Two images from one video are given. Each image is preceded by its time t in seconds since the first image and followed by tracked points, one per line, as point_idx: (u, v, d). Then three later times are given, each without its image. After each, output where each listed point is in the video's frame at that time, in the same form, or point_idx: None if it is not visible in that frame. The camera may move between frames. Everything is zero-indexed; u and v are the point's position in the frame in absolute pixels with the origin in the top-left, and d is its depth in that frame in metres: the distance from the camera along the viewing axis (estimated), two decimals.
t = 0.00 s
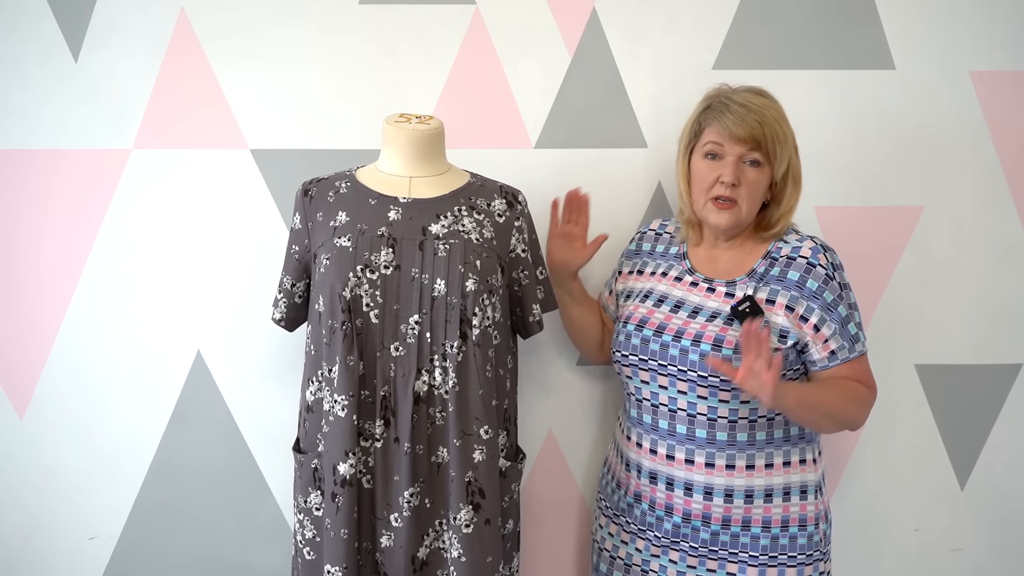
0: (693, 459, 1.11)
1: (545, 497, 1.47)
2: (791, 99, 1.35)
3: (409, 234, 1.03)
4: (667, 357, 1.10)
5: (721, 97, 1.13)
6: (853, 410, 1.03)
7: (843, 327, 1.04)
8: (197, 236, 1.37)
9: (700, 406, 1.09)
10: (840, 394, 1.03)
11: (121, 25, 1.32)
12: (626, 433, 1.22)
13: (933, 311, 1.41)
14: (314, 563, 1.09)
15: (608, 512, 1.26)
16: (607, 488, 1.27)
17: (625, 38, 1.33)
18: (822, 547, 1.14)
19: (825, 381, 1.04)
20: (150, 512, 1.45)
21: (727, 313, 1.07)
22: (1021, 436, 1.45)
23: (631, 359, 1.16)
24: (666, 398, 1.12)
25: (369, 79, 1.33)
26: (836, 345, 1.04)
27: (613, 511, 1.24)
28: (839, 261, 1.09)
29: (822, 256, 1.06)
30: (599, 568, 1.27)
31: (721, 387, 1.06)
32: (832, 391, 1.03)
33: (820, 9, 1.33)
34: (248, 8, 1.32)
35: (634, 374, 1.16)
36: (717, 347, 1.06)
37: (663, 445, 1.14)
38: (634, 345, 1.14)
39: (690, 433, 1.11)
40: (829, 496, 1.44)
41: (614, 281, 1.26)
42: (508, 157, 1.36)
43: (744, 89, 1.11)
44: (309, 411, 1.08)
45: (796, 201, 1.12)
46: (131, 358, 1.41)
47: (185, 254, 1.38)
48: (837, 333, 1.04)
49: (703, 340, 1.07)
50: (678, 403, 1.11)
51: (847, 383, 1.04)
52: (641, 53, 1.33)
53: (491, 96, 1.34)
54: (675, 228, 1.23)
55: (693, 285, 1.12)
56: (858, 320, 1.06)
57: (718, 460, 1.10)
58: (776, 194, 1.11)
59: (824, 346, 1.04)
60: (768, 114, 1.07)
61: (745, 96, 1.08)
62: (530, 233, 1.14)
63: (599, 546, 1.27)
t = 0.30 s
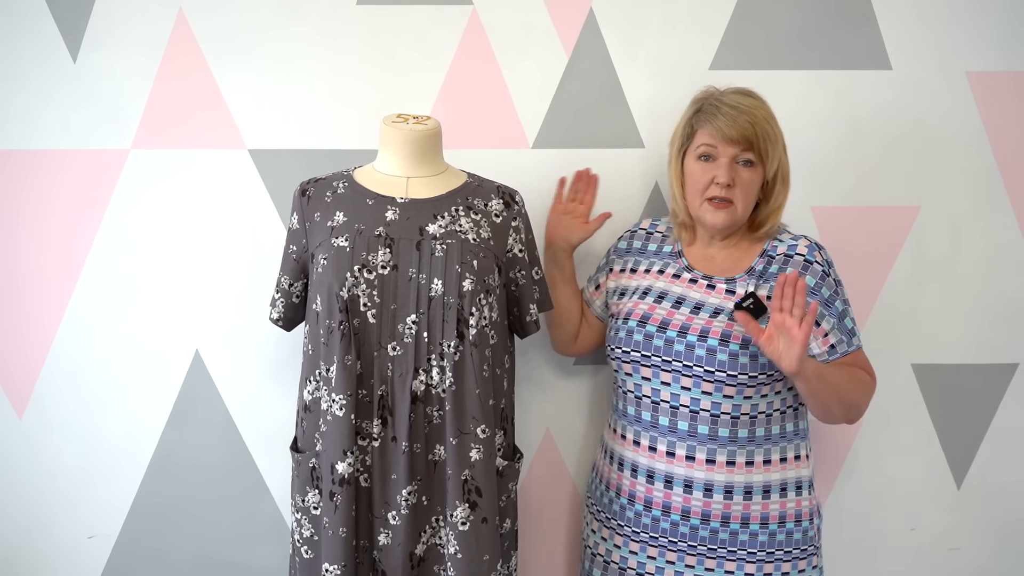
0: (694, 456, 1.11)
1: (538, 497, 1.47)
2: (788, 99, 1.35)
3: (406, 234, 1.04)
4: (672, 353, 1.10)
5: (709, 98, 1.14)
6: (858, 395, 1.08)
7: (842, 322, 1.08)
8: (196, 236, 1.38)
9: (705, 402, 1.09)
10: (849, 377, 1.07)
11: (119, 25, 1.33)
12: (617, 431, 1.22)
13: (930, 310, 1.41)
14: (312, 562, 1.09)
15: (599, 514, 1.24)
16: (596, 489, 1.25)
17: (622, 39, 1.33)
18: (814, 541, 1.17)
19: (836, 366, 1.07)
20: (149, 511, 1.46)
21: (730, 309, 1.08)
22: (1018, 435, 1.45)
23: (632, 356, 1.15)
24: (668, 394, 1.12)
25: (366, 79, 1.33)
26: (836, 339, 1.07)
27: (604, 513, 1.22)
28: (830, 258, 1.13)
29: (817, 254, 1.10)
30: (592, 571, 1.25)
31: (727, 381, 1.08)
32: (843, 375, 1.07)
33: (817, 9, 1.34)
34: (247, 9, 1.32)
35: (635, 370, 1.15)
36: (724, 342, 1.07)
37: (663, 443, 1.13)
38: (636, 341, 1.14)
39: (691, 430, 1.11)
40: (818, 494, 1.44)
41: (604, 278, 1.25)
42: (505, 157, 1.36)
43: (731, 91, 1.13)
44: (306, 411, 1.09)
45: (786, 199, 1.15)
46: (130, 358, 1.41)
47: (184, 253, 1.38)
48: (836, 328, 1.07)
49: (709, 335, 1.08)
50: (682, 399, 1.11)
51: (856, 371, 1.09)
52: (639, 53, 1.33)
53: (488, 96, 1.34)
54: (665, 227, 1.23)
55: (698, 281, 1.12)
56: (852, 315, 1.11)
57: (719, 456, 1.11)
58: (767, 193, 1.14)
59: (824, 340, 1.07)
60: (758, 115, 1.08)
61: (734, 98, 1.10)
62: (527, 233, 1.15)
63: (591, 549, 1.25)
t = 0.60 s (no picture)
0: (679, 449, 1.12)
1: (530, 501, 1.48)
2: (786, 99, 1.36)
3: (404, 233, 1.04)
4: (653, 347, 1.11)
5: (678, 99, 1.15)
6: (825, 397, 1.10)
7: (816, 315, 1.10)
8: (195, 235, 1.38)
9: (688, 394, 1.10)
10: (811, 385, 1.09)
11: (119, 25, 1.33)
12: (604, 430, 1.21)
13: (926, 308, 1.41)
14: (311, 559, 1.10)
15: (589, 513, 1.24)
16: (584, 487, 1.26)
17: (620, 38, 1.34)
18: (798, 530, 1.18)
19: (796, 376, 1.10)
20: (149, 510, 1.46)
21: (710, 302, 1.09)
22: (1016, 434, 1.46)
23: (614, 352, 1.15)
24: (651, 389, 1.12)
25: (365, 79, 1.34)
26: (813, 333, 1.09)
27: (596, 512, 1.22)
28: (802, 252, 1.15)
29: (792, 248, 1.12)
30: (588, 571, 1.24)
31: (709, 373, 1.09)
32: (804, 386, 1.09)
33: (814, 9, 1.34)
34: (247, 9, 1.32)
35: (617, 367, 1.15)
36: (705, 335, 1.08)
37: (647, 438, 1.13)
38: (618, 338, 1.14)
39: (675, 423, 1.11)
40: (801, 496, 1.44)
41: (578, 279, 1.25)
42: (503, 157, 1.37)
43: (700, 90, 1.14)
44: (305, 408, 1.09)
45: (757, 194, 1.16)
46: (130, 356, 1.42)
47: (183, 252, 1.39)
48: (813, 322, 1.09)
49: (691, 328, 1.09)
50: (665, 394, 1.11)
51: (817, 373, 1.11)
52: (637, 52, 1.34)
53: (486, 95, 1.35)
54: (637, 224, 1.24)
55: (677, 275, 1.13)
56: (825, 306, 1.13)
57: (703, 448, 1.11)
58: (737, 189, 1.15)
59: (804, 334, 1.09)
60: (727, 113, 1.09)
61: (702, 97, 1.11)
62: (525, 232, 1.15)
63: (586, 549, 1.24)
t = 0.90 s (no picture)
0: (661, 443, 1.12)
1: (528, 500, 1.47)
2: (786, 97, 1.36)
3: (406, 231, 1.05)
4: (628, 344, 1.12)
5: (645, 99, 1.15)
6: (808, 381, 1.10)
7: (789, 302, 1.10)
8: (196, 233, 1.39)
9: (664, 388, 1.11)
10: (797, 367, 1.09)
11: (122, 23, 1.34)
12: (588, 428, 1.22)
13: (925, 306, 1.42)
14: (313, 555, 1.10)
15: (578, 509, 1.25)
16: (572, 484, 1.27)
17: (620, 37, 1.34)
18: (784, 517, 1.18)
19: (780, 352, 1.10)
20: (151, 507, 1.47)
21: (682, 296, 1.10)
22: (1014, 431, 1.46)
23: (592, 350, 1.16)
24: (629, 385, 1.13)
25: (367, 77, 1.34)
26: (787, 321, 1.09)
27: (585, 508, 1.23)
28: (777, 242, 1.15)
29: (764, 238, 1.12)
30: (584, 566, 1.25)
31: (684, 366, 1.09)
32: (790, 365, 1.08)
33: (814, 9, 1.35)
34: (249, 8, 1.33)
35: (595, 364, 1.16)
36: (677, 329, 1.08)
37: (629, 434, 1.14)
38: (594, 336, 1.15)
39: (655, 417, 1.12)
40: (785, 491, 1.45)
41: (559, 271, 1.26)
42: (504, 155, 1.37)
43: (664, 89, 1.14)
44: (307, 405, 1.10)
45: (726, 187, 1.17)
46: (131, 354, 1.42)
47: (184, 250, 1.39)
48: (787, 310, 1.09)
49: (663, 324, 1.09)
50: (642, 388, 1.12)
51: (801, 356, 1.11)
52: (637, 51, 1.34)
53: (487, 94, 1.35)
54: (614, 223, 1.26)
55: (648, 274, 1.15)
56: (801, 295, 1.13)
57: (684, 440, 1.12)
58: (707, 184, 1.16)
59: (778, 322, 1.09)
60: (693, 111, 1.09)
61: (668, 96, 1.11)
62: (526, 230, 1.16)
63: (580, 545, 1.25)
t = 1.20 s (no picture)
0: (647, 439, 1.13)
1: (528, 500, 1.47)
2: (787, 98, 1.36)
3: (409, 232, 1.05)
4: (614, 342, 1.12)
5: (634, 98, 1.16)
6: (784, 391, 1.11)
7: (774, 304, 1.10)
8: (200, 234, 1.39)
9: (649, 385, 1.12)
10: (767, 381, 1.10)
11: (126, 25, 1.34)
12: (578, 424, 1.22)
13: (925, 306, 1.42)
14: (316, 555, 1.11)
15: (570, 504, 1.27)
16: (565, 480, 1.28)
17: (622, 38, 1.35)
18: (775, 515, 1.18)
19: (755, 372, 1.12)
20: (155, 508, 1.47)
21: (667, 297, 1.10)
22: (1015, 432, 1.47)
23: (578, 345, 1.17)
24: (615, 381, 1.14)
25: (370, 79, 1.35)
26: (772, 323, 1.10)
27: (577, 504, 1.24)
28: (762, 243, 1.15)
29: (749, 240, 1.12)
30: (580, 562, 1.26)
31: (667, 366, 1.10)
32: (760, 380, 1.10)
33: (816, 10, 1.35)
34: (253, 10, 1.33)
35: (581, 360, 1.17)
36: (661, 329, 1.09)
37: (617, 429, 1.15)
38: (581, 332, 1.16)
39: (642, 414, 1.13)
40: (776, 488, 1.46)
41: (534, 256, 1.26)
42: (506, 156, 1.38)
43: (653, 89, 1.15)
44: (311, 405, 1.10)
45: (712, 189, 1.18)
46: (135, 355, 1.43)
47: (187, 251, 1.40)
48: (773, 312, 1.10)
49: (647, 323, 1.10)
50: (628, 385, 1.13)
51: (774, 366, 1.12)
52: (639, 53, 1.35)
53: (489, 95, 1.36)
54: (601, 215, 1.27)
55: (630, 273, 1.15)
56: (786, 296, 1.13)
57: (671, 437, 1.12)
58: (694, 185, 1.17)
59: (764, 324, 1.09)
60: (681, 110, 1.11)
61: (657, 96, 1.12)
62: (529, 231, 1.16)
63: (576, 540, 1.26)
